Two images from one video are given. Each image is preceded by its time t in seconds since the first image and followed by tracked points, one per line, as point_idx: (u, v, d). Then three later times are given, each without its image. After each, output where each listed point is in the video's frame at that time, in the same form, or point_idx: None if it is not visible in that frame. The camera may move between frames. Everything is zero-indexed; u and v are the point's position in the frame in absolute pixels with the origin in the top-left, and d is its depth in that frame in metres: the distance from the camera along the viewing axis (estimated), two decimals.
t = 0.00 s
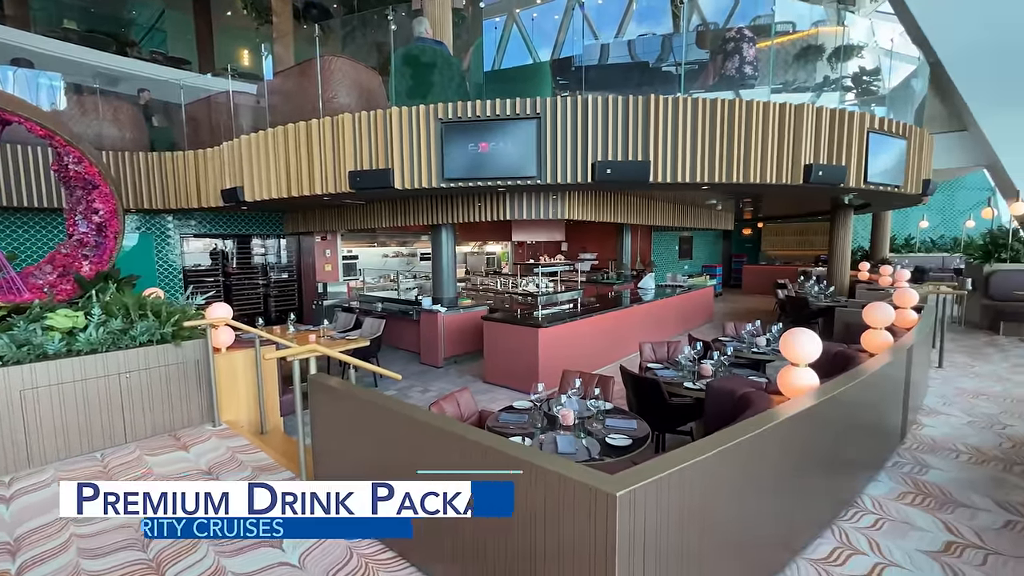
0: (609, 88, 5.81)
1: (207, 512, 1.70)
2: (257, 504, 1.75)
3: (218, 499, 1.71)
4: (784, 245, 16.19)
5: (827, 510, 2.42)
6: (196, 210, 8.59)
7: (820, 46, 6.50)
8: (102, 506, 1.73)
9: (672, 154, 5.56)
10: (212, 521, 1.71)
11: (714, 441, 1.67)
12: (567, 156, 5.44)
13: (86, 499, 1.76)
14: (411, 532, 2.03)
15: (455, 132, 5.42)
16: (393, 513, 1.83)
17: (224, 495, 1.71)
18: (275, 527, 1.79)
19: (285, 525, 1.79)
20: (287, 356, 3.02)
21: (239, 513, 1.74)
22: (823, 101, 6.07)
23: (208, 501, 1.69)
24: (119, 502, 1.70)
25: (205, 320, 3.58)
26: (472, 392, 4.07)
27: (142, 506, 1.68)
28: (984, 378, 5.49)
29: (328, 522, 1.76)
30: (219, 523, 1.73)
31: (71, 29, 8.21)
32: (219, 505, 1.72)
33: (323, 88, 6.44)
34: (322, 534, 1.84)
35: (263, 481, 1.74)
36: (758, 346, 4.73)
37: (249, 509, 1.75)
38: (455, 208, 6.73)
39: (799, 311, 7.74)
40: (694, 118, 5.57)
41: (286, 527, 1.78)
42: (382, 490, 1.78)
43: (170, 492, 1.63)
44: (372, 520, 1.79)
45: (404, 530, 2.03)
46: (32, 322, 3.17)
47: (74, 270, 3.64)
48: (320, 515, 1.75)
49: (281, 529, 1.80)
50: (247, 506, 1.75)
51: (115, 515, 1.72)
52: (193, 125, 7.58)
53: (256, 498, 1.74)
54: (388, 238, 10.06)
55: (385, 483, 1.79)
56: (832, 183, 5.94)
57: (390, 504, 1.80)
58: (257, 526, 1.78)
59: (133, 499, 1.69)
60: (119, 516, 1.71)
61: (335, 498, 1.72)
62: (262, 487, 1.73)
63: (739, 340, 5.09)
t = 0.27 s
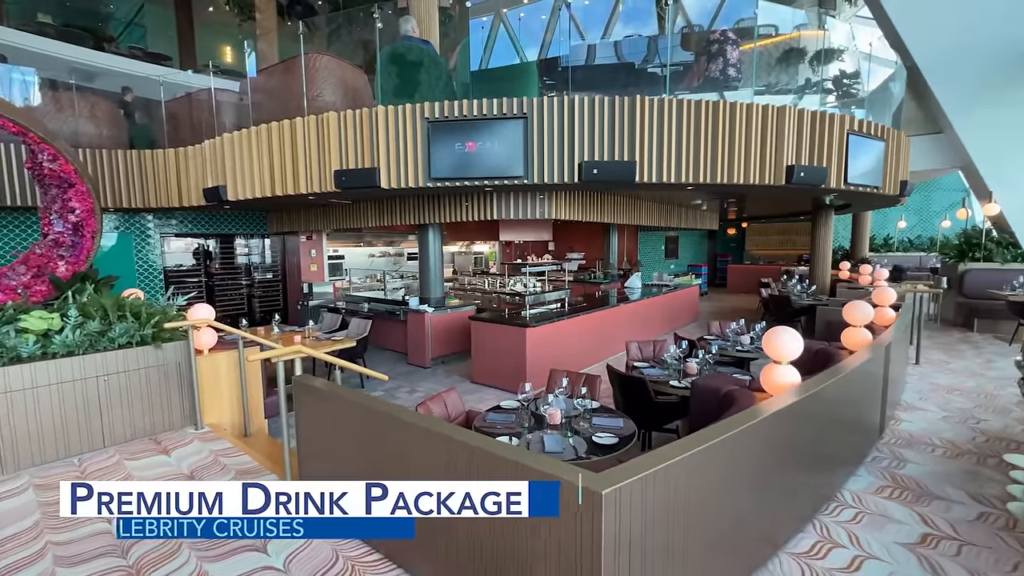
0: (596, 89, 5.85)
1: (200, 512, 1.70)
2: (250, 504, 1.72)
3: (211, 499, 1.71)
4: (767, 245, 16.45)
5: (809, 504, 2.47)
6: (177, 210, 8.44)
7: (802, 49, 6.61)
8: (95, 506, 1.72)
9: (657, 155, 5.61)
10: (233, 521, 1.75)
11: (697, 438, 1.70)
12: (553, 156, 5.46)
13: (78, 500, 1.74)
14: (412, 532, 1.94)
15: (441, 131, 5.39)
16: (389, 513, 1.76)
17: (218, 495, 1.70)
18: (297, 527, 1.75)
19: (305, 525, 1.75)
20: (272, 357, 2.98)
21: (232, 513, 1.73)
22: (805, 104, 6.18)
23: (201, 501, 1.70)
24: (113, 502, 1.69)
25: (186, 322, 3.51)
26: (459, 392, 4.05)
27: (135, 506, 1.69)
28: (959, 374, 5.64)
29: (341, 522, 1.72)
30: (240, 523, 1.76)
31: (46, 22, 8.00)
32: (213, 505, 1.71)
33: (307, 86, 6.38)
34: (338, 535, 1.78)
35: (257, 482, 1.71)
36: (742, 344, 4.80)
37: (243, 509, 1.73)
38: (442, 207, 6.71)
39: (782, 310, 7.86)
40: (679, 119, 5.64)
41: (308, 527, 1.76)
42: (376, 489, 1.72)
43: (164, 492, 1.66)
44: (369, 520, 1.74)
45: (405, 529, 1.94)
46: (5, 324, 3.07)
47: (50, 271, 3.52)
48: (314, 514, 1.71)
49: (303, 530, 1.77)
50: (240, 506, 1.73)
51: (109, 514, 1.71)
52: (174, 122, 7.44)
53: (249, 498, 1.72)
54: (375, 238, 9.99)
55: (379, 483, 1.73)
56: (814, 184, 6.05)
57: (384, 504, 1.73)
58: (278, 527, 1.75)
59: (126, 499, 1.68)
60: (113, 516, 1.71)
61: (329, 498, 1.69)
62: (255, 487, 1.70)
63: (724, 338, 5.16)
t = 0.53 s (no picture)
0: (582, 89, 5.88)
1: (199, 511, 2.01)
2: (246, 504, 2.00)
3: (207, 499, 2.01)
4: (752, 244, 16.68)
5: (791, 499, 2.52)
6: (158, 208, 8.26)
7: (785, 52, 6.72)
8: (92, 505, 2.00)
9: (643, 155, 5.65)
10: (241, 521, 2.06)
11: (682, 436, 1.72)
12: (540, 156, 5.47)
13: (76, 499, 2.03)
14: (411, 532, 1.92)
15: (428, 130, 5.37)
16: (387, 512, 1.91)
17: (215, 495, 2.01)
18: (307, 527, 2.05)
19: (315, 524, 2.03)
20: (256, 359, 2.94)
21: (232, 512, 2.02)
22: (787, 106, 6.28)
23: (199, 501, 2.00)
24: (111, 502, 1.99)
25: (166, 323, 3.45)
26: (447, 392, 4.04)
27: (132, 505, 1.98)
28: (935, 370, 5.79)
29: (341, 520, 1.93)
30: (251, 523, 2.06)
31: (20, 16, 7.80)
32: (209, 505, 2.02)
33: (291, 83, 6.32)
34: (343, 531, 2.02)
35: (251, 482, 1.99)
36: (727, 343, 4.87)
37: (240, 508, 2.01)
38: (429, 206, 6.68)
39: (766, 308, 7.98)
40: (665, 119, 5.68)
41: (316, 526, 2.04)
42: (371, 490, 1.90)
43: (162, 493, 1.97)
44: (368, 519, 1.93)
45: (403, 529, 1.94)
46: None
47: (24, 271, 3.43)
48: (310, 513, 1.94)
49: (312, 529, 2.05)
50: (238, 506, 2.02)
51: (106, 513, 1.99)
52: (154, 119, 7.34)
53: (245, 498, 2.00)
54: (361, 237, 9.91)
55: (374, 484, 1.90)
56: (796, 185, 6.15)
57: (381, 503, 1.90)
58: (288, 526, 2.05)
59: (123, 498, 1.98)
60: (109, 514, 2.00)
61: (325, 498, 1.90)
62: (251, 488, 1.98)
63: (709, 337, 5.22)
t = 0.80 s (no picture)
0: (569, 89, 5.90)
1: (197, 511, 2.00)
2: (245, 505, 1.94)
3: (207, 500, 1.99)
4: (737, 244, 16.90)
5: (775, 493, 2.56)
6: (138, 207, 8.09)
7: (768, 54, 6.82)
8: (91, 505, 1.94)
9: (630, 155, 5.69)
10: (246, 520, 2.00)
11: (667, 433, 1.75)
12: (528, 156, 5.48)
13: (75, 499, 1.94)
14: (411, 532, 1.84)
15: (414, 129, 5.34)
16: (386, 513, 1.85)
17: (213, 495, 1.97)
18: (312, 527, 2.01)
19: (320, 524, 2.00)
20: (240, 360, 2.91)
21: (231, 513, 1.98)
22: (771, 107, 6.38)
23: (198, 501, 1.98)
24: (109, 502, 1.93)
25: (148, 324, 3.39)
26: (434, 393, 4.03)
27: (131, 505, 1.92)
28: (913, 366, 5.93)
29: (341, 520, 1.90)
30: (256, 522, 1.99)
31: None
32: (209, 505, 2.00)
33: (275, 81, 6.25)
34: (345, 532, 1.99)
35: (249, 482, 1.93)
36: (712, 341, 4.93)
37: (239, 509, 1.95)
38: (417, 206, 6.64)
39: (751, 307, 8.09)
40: (651, 120, 5.73)
41: (320, 525, 1.99)
42: (370, 490, 1.85)
43: (163, 492, 1.93)
44: (369, 519, 1.88)
45: (403, 529, 1.86)
46: None
47: None
48: (310, 513, 1.91)
49: (316, 528, 2.01)
50: (237, 506, 1.96)
51: (105, 514, 1.94)
52: (134, 117, 7.18)
53: (244, 498, 1.93)
54: (348, 237, 9.84)
55: (373, 484, 1.85)
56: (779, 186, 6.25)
57: (380, 504, 1.84)
58: (294, 526, 2.00)
59: (122, 498, 1.92)
60: (108, 515, 1.94)
61: (324, 498, 1.87)
62: (249, 488, 1.92)
63: (695, 336, 5.28)
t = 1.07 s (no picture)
0: (555, 89, 5.93)
1: (197, 511, 1.97)
2: (245, 505, 1.90)
3: (206, 500, 1.96)
4: (722, 244, 17.11)
5: (759, 489, 2.60)
6: (117, 206, 7.93)
7: (753, 56, 6.92)
8: (91, 505, 1.91)
9: (616, 155, 5.73)
10: (247, 521, 1.95)
11: (652, 431, 1.76)
12: (515, 155, 5.48)
13: (75, 499, 1.93)
14: (411, 532, 1.78)
15: (401, 128, 5.30)
16: (386, 513, 1.80)
17: (213, 495, 1.94)
18: (312, 527, 1.98)
19: (321, 524, 1.95)
20: (223, 361, 2.86)
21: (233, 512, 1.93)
22: (755, 109, 6.47)
23: (198, 501, 1.95)
24: (109, 502, 1.90)
25: (128, 325, 3.31)
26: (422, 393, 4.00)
27: (131, 505, 1.90)
28: (893, 363, 6.07)
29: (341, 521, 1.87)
30: (257, 523, 1.95)
31: None
32: (208, 505, 1.96)
33: (259, 78, 6.16)
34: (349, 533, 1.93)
35: (249, 482, 1.89)
36: (698, 340, 4.98)
37: (239, 508, 1.91)
38: (404, 205, 6.59)
39: (736, 305, 8.19)
40: (637, 120, 5.77)
41: (321, 526, 1.96)
42: (370, 490, 1.81)
43: (163, 492, 1.91)
44: (369, 520, 1.84)
45: (403, 529, 1.80)
46: None
47: None
48: (310, 513, 1.88)
49: (318, 529, 1.97)
50: (236, 506, 1.92)
51: (105, 514, 1.91)
52: (113, 113, 7.02)
53: (244, 498, 1.89)
54: (334, 237, 9.75)
55: (372, 483, 1.81)
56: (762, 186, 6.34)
57: (380, 504, 1.80)
58: (295, 526, 1.98)
59: (122, 499, 1.89)
60: (108, 515, 1.91)
61: (325, 498, 1.85)
62: (249, 488, 1.87)
63: (681, 334, 5.33)
